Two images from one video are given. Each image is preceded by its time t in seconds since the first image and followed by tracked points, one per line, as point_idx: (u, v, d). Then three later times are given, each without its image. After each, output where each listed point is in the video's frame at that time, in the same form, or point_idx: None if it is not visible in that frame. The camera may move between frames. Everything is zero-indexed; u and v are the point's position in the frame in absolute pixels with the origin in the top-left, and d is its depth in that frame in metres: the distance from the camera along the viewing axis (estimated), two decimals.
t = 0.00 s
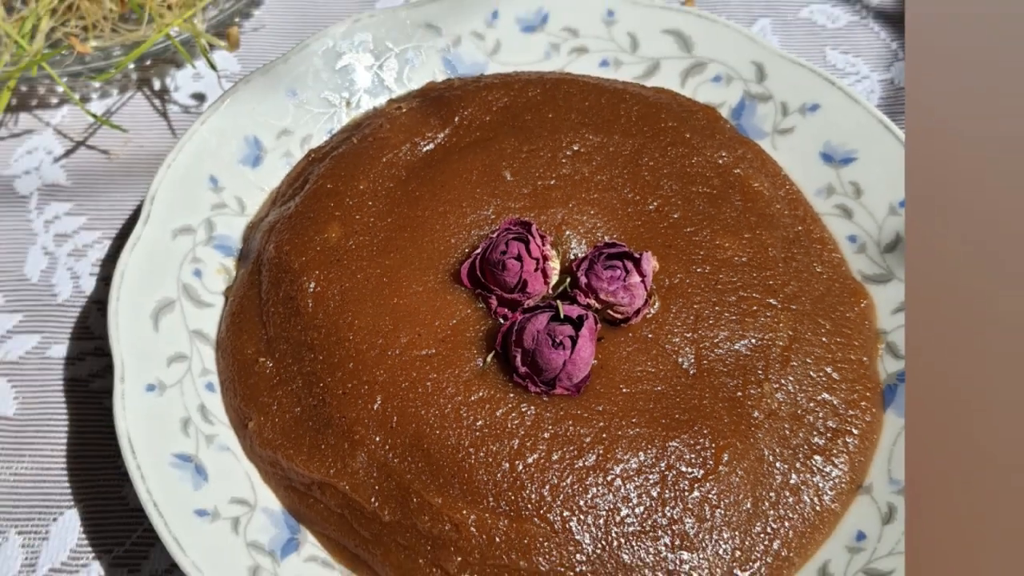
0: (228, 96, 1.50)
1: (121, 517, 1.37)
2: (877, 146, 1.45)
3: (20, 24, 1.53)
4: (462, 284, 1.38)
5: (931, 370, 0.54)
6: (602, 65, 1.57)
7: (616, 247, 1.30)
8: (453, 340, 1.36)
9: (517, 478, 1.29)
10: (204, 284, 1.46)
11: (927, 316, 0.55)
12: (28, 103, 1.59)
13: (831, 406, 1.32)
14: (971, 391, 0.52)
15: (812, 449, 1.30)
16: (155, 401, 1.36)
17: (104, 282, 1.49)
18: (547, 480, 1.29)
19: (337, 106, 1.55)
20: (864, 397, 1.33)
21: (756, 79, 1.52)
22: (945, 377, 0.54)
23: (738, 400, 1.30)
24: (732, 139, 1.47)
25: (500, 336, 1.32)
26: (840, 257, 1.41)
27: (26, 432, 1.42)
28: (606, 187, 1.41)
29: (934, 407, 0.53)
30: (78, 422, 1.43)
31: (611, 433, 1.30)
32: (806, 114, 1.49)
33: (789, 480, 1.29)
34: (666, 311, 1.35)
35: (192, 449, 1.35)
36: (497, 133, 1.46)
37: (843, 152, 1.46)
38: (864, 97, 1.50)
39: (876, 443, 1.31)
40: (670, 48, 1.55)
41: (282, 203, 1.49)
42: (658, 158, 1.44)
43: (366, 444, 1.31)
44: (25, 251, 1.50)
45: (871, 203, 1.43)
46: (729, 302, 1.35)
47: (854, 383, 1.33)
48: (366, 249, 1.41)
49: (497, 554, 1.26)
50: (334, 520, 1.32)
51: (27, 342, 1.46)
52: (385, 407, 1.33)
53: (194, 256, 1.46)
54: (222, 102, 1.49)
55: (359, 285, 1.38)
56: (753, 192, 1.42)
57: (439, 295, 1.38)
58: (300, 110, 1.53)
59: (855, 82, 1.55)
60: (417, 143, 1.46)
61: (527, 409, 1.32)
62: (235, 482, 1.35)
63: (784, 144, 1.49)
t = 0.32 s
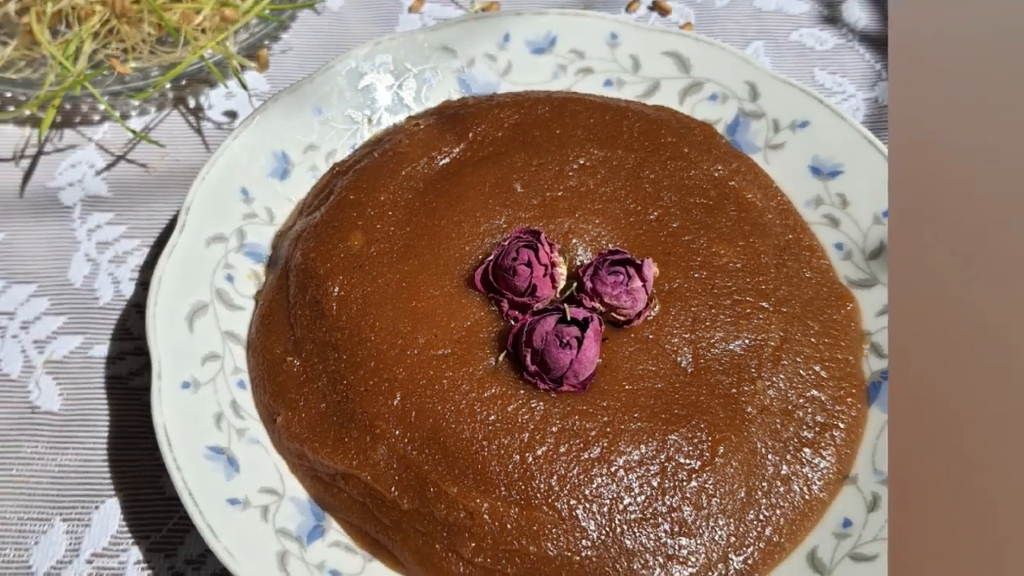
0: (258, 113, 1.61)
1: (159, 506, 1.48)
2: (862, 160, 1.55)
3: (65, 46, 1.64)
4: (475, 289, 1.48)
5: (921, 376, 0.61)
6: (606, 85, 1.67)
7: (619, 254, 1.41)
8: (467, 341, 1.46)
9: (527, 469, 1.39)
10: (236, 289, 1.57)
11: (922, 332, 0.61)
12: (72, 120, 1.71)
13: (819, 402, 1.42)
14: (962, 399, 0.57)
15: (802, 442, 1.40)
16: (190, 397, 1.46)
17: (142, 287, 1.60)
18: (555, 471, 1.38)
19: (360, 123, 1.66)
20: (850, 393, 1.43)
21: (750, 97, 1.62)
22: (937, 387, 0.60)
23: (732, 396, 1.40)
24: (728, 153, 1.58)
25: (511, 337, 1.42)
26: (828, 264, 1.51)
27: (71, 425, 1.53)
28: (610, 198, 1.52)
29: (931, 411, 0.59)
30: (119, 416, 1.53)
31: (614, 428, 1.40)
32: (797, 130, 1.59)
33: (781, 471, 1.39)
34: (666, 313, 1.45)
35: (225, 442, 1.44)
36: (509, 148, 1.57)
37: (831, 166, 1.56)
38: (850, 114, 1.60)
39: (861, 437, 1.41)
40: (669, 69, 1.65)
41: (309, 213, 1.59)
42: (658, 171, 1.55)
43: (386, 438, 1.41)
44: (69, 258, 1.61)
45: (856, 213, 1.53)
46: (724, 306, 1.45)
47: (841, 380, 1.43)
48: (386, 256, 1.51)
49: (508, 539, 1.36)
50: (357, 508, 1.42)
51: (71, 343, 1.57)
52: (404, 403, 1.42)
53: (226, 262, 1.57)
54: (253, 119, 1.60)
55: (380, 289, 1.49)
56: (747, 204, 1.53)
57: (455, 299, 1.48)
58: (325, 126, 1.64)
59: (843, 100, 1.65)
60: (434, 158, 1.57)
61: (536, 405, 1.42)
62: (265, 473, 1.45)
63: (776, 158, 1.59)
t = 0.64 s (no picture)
0: (284, 129, 1.72)
1: (190, 496, 1.59)
2: (849, 172, 1.65)
3: (104, 65, 1.76)
4: (487, 292, 1.59)
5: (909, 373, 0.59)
6: (609, 102, 1.78)
7: (622, 260, 1.51)
8: (479, 341, 1.56)
9: (535, 460, 1.49)
10: (263, 292, 1.68)
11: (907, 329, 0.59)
12: (110, 135, 1.83)
13: (809, 398, 1.52)
14: (953, 403, 0.56)
15: (793, 435, 1.50)
16: (221, 394, 1.56)
17: (175, 291, 1.71)
18: (562, 463, 1.48)
19: (379, 137, 1.77)
20: (838, 390, 1.53)
21: (744, 113, 1.72)
22: (927, 386, 0.58)
23: (727, 393, 1.50)
24: (723, 165, 1.68)
25: (521, 337, 1.52)
26: (817, 269, 1.61)
27: (109, 420, 1.64)
28: (613, 208, 1.63)
29: (913, 399, 0.58)
30: (154, 412, 1.64)
31: (617, 422, 1.50)
32: (788, 144, 1.69)
33: (773, 462, 1.49)
34: (666, 315, 1.55)
35: (253, 436, 1.55)
36: (519, 160, 1.68)
37: (820, 178, 1.66)
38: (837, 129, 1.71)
39: (849, 431, 1.51)
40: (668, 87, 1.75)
41: (332, 222, 1.70)
42: (658, 183, 1.65)
43: (404, 432, 1.51)
44: (106, 263, 1.73)
45: (844, 222, 1.63)
46: (720, 308, 1.55)
47: (829, 377, 1.54)
48: (404, 261, 1.61)
49: (518, 527, 1.46)
50: (376, 497, 1.52)
51: (109, 343, 1.68)
52: (421, 400, 1.53)
53: (255, 267, 1.68)
54: (280, 133, 1.71)
55: (398, 293, 1.59)
56: (742, 213, 1.63)
57: (468, 303, 1.58)
58: (347, 140, 1.75)
59: (831, 116, 1.75)
60: (449, 169, 1.68)
61: (544, 401, 1.51)
62: (291, 465, 1.55)
63: (769, 170, 1.70)
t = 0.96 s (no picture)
0: (307, 142, 1.82)
1: (220, 486, 1.70)
2: (837, 183, 1.76)
3: (138, 83, 1.90)
4: (498, 296, 1.69)
5: (901, 384, 0.99)
6: (613, 117, 1.88)
7: (624, 265, 1.61)
8: (491, 341, 1.66)
9: (543, 453, 1.58)
10: (288, 296, 1.78)
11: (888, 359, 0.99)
12: (143, 148, 1.95)
13: (800, 395, 1.62)
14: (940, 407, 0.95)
15: (786, 430, 1.60)
16: (248, 391, 1.66)
17: (205, 294, 1.82)
18: (568, 456, 1.58)
19: (397, 150, 1.88)
20: (827, 388, 1.63)
21: (739, 127, 1.83)
22: (918, 391, 0.97)
23: (723, 391, 1.60)
24: (720, 177, 1.79)
25: (529, 338, 1.62)
26: (807, 273, 1.72)
27: (143, 416, 1.75)
28: (617, 217, 1.73)
29: (899, 404, 0.98)
30: (185, 408, 1.75)
31: (619, 418, 1.60)
32: (780, 157, 1.80)
33: (766, 455, 1.59)
34: (666, 317, 1.65)
35: (278, 431, 1.64)
36: (528, 172, 1.79)
37: (810, 188, 1.77)
38: (827, 142, 1.82)
39: (837, 426, 1.61)
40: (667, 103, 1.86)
41: (352, 230, 1.81)
42: (658, 193, 1.76)
43: (419, 427, 1.61)
44: (141, 268, 1.84)
45: (832, 230, 1.75)
46: (716, 311, 1.66)
47: (819, 375, 1.64)
48: (420, 266, 1.72)
49: (527, 516, 1.56)
50: (394, 489, 1.61)
51: (143, 343, 1.79)
52: (434, 397, 1.62)
53: (280, 272, 1.78)
54: (303, 146, 1.81)
55: (414, 296, 1.69)
56: (737, 221, 1.74)
57: (480, 306, 1.68)
58: (366, 153, 1.86)
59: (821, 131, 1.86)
60: (462, 180, 1.79)
61: (552, 398, 1.61)
62: (313, 458, 1.64)
63: (763, 180, 1.81)
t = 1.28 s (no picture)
0: (327, 154, 1.93)
1: (245, 478, 1.80)
2: (828, 193, 1.86)
3: (168, 98, 2.02)
4: (507, 298, 1.79)
5: (896, 391, 1.32)
6: (616, 130, 1.99)
7: (626, 270, 1.72)
8: (501, 341, 1.76)
9: (550, 447, 1.68)
10: (309, 299, 1.88)
11: (882, 373, 1.34)
12: (173, 159, 2.06)
13: (792, 392, 1.72)
14: (933, 413, 1.28)
15: (779, 424, 1.70)
16: (271, 388, 1.76)
17: (231, 297, 1.93)
18: (573, 450, 1.68)
19: (412, 161, 1.99)
20: (818, 385, 1.74)
21: (735, 140, 1.94)
22: (914, 398, 1.30)
23: (719, 388, 1.71)
24: (717, 186, 1.89)
25: (537, 338, 1.72)
26: (799, 277, 1.83)
27: (172, 412, 1.85)
28: (619, 224, 1.84)
29: (892, 409, 1.32)
30: (212, 404, 1.86)
31: (622, 414, 1.70)
32: (773, 168, 1.90)
33: (760, 449, 1.69)
34: (665, 318, 1.75)
35: (299, 426, 1.74)
36: (536, 182, 1.90)
37: (801, 198, 1.88)
38: (817, 154, 1.92)
39: (828, 422, 1.72)
40: (667, 117, 1.97)
41: (370, 236, 1.91)
42: (658, 202, 1.87)
43: (433, 422, 1.70)
44: (171, 272, 1.95)
45: (824, 236, 1.85)
46: (713, 313, 1.76)
47: (810, 373, 1.74)
48: (434, 271, 1.82)
49: (535, 506, 1.65)
50: (409, 481, 1.71)
51: (172, 343, 1.90)
52: (447, 394, 1.71)
53: (302, 276, 1.88)
54: (324, 158, 1.92)
55: (429, 299, 1.79)
56: (733, 229, 1.85)
57: (491, 308, 1.79)
58: (383, 164, 1.96)
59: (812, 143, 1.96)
60: (473, 190, 1.89)
61: (559, 396, 1.71)
62: (333, 452, 1.74)
63: (757, 190, 1.91)
